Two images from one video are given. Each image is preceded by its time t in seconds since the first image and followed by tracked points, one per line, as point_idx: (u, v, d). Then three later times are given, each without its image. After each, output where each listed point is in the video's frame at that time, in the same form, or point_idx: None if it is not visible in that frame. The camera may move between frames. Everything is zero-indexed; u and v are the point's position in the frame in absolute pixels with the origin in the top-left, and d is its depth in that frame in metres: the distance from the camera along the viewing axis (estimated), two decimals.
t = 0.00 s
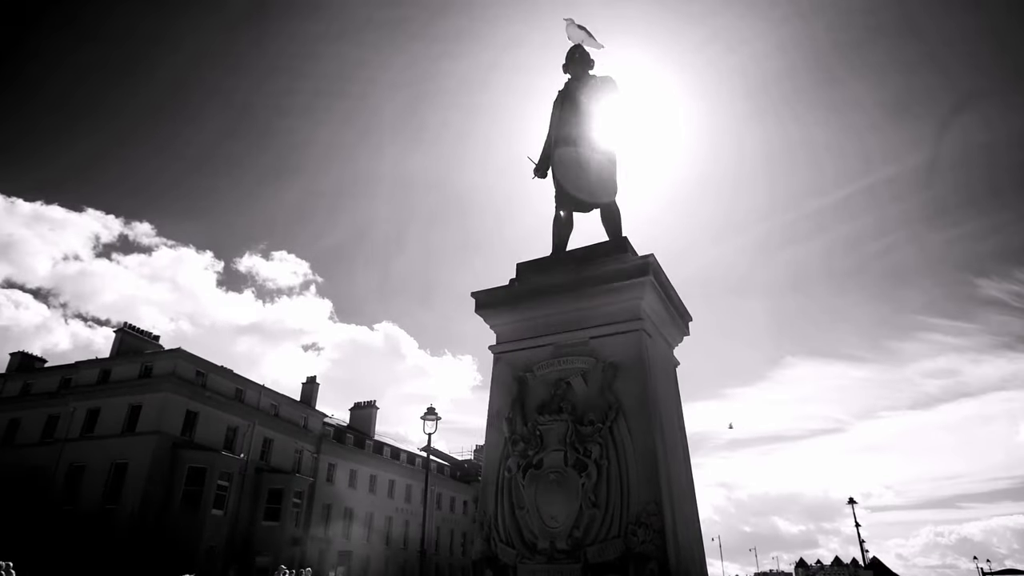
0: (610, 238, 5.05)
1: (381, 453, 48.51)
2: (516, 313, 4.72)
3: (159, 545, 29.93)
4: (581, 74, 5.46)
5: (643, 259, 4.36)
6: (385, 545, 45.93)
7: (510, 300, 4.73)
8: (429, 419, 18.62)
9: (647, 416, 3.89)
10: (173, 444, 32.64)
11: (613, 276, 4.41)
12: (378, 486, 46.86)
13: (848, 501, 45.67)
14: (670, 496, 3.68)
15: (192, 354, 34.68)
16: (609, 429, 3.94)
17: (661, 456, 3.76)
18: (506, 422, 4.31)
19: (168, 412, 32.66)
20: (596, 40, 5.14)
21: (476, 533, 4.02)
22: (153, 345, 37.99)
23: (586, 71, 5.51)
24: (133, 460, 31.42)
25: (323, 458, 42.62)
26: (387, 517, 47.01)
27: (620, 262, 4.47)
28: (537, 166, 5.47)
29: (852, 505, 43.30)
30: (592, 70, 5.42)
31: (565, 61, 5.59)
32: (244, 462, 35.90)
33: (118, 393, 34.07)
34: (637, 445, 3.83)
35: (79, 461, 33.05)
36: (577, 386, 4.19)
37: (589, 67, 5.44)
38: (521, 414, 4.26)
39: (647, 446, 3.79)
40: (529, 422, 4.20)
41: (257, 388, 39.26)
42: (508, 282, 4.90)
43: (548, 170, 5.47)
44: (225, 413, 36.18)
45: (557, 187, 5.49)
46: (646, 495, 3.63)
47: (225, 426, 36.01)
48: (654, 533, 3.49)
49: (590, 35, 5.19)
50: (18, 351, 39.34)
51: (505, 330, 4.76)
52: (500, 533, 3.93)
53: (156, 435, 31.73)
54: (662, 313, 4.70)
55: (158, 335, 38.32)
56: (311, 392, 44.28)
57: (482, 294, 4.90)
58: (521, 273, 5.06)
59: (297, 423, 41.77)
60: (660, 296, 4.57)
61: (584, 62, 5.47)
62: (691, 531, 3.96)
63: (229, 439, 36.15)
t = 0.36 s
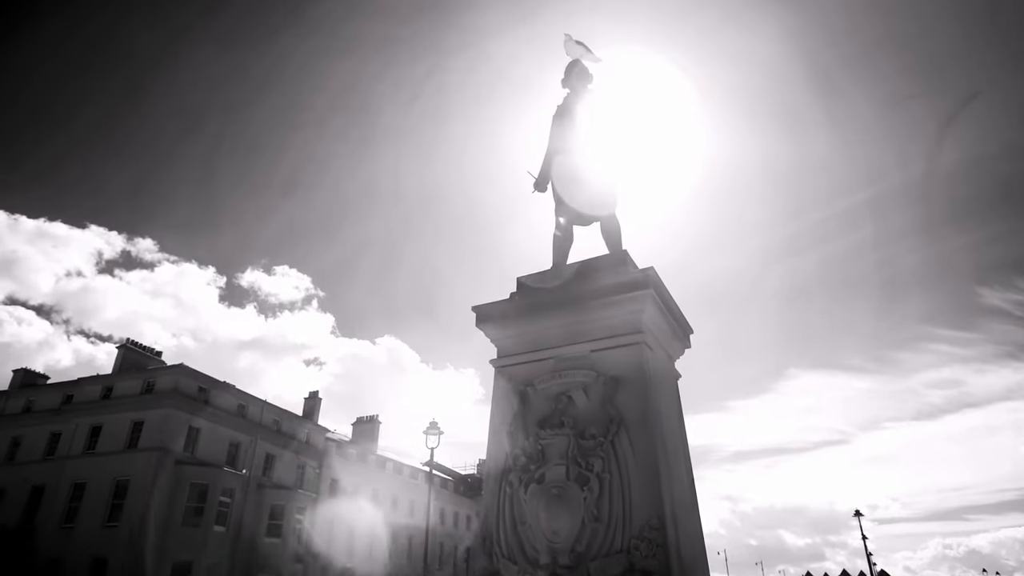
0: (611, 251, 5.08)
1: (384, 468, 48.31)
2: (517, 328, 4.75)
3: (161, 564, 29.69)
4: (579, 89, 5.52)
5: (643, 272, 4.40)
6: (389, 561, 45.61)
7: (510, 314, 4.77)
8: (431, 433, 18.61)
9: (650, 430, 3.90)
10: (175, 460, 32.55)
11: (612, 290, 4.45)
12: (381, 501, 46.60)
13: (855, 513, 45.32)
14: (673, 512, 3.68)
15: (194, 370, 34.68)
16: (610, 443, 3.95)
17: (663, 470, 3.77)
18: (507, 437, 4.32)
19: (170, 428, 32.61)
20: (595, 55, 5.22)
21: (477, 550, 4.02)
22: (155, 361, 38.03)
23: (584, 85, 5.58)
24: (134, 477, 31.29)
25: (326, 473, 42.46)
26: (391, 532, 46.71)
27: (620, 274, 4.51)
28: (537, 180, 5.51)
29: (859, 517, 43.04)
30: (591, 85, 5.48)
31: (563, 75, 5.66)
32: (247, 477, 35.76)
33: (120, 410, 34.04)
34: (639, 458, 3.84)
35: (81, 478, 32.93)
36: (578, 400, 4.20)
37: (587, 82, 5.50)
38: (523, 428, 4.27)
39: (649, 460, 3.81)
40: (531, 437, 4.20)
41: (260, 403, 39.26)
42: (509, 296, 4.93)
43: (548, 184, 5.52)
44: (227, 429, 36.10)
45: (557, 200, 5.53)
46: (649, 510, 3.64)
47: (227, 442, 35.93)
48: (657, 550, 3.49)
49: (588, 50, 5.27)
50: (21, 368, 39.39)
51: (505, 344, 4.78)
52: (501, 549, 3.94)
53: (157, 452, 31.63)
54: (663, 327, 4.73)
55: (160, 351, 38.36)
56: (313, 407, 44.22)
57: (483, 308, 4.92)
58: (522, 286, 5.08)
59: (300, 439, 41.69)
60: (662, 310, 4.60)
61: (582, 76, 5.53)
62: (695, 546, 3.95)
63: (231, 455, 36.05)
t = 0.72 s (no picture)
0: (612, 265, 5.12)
1: (386, 482, 48.06)
2: (518, 341, 4.78)
3: None
4: (579, 103, 5.60)
5: (643, 285, 4.43)
6: None
7: (511, 327, 4.82)
8: (434, 448, 18.55)
9: (650, 443, 3.92)
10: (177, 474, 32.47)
11: (614, 304, 4.48)
12: (384, 515, 46.28)
13: (863, 527, 44.78)
14: (673, 524, 3.68)
15: (196, 383, 34.71)
16: (611, 456, 3.96)
17: (664, 483, 3.78)
18: (509, 451, 4.34)
19: (172, 442, 32.56)
20: (595, 70, 5.30)
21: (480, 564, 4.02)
22: (158, 374, 38.09)
23: (585, 99, 5.66)
24: (136, 491, 31.19)
25: (328, 487, 42.28)
26: (393, 547, 46.33)
27: (621, 288, 4.55)
28: (539, 194, 5.58)
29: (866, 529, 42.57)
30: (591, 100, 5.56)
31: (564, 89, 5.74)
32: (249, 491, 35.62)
33: (123, 423, 34.04)
34: (639, 471, 3.86)
35: (82, 493, 32.84)
36: (579, 413, 4.22)
37: (588, 96, 5.58)
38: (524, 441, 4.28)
39: (649, 473, 3.82)
40: (532, 451, 4.22)
41: (262, 416, 39.24)
42: (510, 310, 4.96)
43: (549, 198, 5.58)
44: (229, 443, 36.02)
45: (558, 214, 5.58)
46: (650, 524, 3.65)
47: (229, 455, 35.84)
48: (659, 563, 3.49)
49: (588, 65, 5.35)
50: (24, 382, 39.45)
51: (507, 358, 4.81)
52: (503, 564, 3.94)
53: (159, 465, 31.55)
54: (664, 340, 4.75)
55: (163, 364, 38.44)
56: (316, 420, 44.15)
57: (485, 322, 4.96)
58: (523, 300, 5.12)
59: (302, 452, 41.62)
60: (662, 323, 4.63)
61: (582, 91, 5.61)
62: (697, 560, 3.94)
63: (233, 469, 35.93)
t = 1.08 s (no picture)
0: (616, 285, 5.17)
1: (391, 501, 47.72)
2: (524, 361, 4.83)
3: None
4: (584, 124, 5.71)
5: (649, 305, 4.46)
6: None
7: (517, 347, 4.87)
8: (438, 467, 18.48)
9: (655, 463, 3.93)
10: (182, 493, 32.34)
11: (620, 324, 4.52)
12: (388, 535, 45.85)
13: (874, 548, 44.10)
14: (679, 546, 3.68)
15: (202, 402, 34.75)
16: (617, 477, 3.97)
17: (670, 504, 3.78)
18: (514, 471, 4.35)
19: (177, 461, 32.45)
20: (599, 92, 5.41)
21: None
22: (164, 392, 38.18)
23: (589, 120, 5.77)
24: (140, 510, 31.04)
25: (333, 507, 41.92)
26: (397, 567, 45.83)
27: (625, 308, 4.60)
28: (544, 213, 5.66)
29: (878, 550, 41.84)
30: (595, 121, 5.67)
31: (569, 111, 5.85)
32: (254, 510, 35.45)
33: (128, 442, 34.03)
34: (645, 491, 3.87)
35: (87, 512, 32.75)
36: (584, 433, 4.24)
37: (592, 117, 5.69)
38: (530, 461, 4.30)
39: (654, 494, 3.83)
40: (537, 471, 4.24)
41: (267, 435, 39.22)
42: (515, 330, 5.01)
43: (554, 218, 5.68)
44: (234, 462, 35.90)
45: (563, 234, 5.68)
46: (656, 545, 3.65)
47: (234, 474, 35.71)
48: None
49: (592, 87, 5.47)
50: (31, 400, 39.59)
51: (512, 378, 4.85)
52: None
53: (164, 484, 31.45)
54: (669, 359, 4.78)
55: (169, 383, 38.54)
56: (321, 438, 44.05)
57: (490, 341, 5.01)
58: (528, 319, 5.18)
59: (308, 470, 41.54)
60: (667, 343, 4.66)
61: (587, 112, 5.73)
62: None
63: (238, 487, 35.77)
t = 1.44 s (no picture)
0: (620, 296, 5.20)
1: (395, 512, 47.51)
2: (527, 372, 4.86)
3: None
4: (587, 136, 5.79)
5: (652, 317, 4.49)
6: None
7: (521, 358, 4.90)
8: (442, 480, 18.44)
9: (660, 476, 3.94)
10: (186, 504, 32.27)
11: (624, 335, 4.54)
12: (392, 546, 45.56)
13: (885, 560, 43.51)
14: (683, 559, 3.68)
15: (207, 413, 34.87)
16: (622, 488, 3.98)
17: (675, 516, 3.79)
18: (517, 483, 4.37)
19: (180, 473, 32.47)
20: (602, 103, 5.48)
21: None
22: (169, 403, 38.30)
23: (592, 132, 5.84)
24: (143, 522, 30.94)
25: (337, 518, 41.75)
26: None
27: (630, 320, 4.63)
28: (548, 225, 5.71)
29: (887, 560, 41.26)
30: (598, 133, 5.74)
31: (573, 122, 5.93)
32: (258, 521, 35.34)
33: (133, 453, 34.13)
34: (650, 504, 3.88)
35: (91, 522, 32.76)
36: (588, 445, 4.26)
37: (596, 128, 5.77)
38: (534, 473, 4.32)
39: (660, 506, 3.84)
40: (541, 483, 4.26)
41: (271, 446, 39.27)
42: (519, 341, 5.05)
43: (559, 228, 5.71)
44: (238, 472, 35.83)
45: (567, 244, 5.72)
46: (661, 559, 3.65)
47: (238, 484, 35.65)
48: None
49: (596, 99, 5.54)
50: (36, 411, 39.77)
51: (516, 389, 4.89)
52: None
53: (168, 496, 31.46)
54: (673, 370, 4.80)
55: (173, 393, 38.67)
56: (325, 449, 44.00)
57: (494, 352, 5.05)
58: (532, 330, 5.21)
59: (312, 481, 41.48)
60: (672, 354, 4.69)
61: (590, 124, 5.81)
62: None
63: (242, 498, 35.66)
